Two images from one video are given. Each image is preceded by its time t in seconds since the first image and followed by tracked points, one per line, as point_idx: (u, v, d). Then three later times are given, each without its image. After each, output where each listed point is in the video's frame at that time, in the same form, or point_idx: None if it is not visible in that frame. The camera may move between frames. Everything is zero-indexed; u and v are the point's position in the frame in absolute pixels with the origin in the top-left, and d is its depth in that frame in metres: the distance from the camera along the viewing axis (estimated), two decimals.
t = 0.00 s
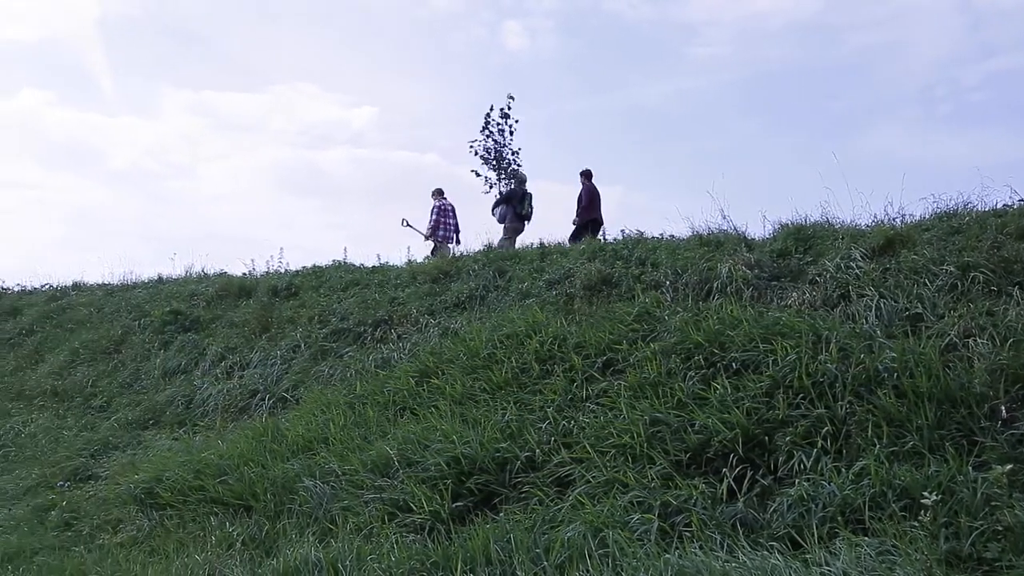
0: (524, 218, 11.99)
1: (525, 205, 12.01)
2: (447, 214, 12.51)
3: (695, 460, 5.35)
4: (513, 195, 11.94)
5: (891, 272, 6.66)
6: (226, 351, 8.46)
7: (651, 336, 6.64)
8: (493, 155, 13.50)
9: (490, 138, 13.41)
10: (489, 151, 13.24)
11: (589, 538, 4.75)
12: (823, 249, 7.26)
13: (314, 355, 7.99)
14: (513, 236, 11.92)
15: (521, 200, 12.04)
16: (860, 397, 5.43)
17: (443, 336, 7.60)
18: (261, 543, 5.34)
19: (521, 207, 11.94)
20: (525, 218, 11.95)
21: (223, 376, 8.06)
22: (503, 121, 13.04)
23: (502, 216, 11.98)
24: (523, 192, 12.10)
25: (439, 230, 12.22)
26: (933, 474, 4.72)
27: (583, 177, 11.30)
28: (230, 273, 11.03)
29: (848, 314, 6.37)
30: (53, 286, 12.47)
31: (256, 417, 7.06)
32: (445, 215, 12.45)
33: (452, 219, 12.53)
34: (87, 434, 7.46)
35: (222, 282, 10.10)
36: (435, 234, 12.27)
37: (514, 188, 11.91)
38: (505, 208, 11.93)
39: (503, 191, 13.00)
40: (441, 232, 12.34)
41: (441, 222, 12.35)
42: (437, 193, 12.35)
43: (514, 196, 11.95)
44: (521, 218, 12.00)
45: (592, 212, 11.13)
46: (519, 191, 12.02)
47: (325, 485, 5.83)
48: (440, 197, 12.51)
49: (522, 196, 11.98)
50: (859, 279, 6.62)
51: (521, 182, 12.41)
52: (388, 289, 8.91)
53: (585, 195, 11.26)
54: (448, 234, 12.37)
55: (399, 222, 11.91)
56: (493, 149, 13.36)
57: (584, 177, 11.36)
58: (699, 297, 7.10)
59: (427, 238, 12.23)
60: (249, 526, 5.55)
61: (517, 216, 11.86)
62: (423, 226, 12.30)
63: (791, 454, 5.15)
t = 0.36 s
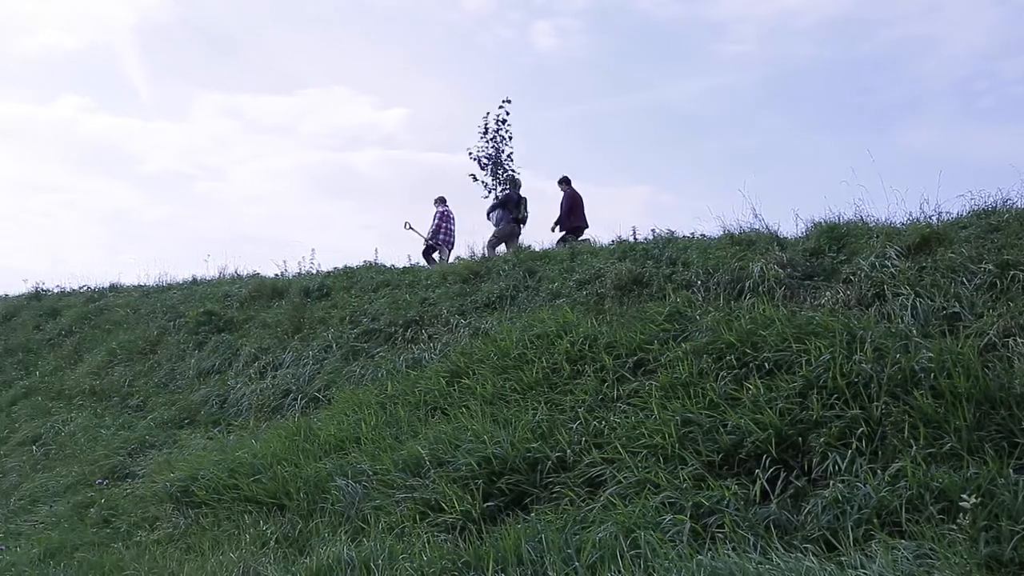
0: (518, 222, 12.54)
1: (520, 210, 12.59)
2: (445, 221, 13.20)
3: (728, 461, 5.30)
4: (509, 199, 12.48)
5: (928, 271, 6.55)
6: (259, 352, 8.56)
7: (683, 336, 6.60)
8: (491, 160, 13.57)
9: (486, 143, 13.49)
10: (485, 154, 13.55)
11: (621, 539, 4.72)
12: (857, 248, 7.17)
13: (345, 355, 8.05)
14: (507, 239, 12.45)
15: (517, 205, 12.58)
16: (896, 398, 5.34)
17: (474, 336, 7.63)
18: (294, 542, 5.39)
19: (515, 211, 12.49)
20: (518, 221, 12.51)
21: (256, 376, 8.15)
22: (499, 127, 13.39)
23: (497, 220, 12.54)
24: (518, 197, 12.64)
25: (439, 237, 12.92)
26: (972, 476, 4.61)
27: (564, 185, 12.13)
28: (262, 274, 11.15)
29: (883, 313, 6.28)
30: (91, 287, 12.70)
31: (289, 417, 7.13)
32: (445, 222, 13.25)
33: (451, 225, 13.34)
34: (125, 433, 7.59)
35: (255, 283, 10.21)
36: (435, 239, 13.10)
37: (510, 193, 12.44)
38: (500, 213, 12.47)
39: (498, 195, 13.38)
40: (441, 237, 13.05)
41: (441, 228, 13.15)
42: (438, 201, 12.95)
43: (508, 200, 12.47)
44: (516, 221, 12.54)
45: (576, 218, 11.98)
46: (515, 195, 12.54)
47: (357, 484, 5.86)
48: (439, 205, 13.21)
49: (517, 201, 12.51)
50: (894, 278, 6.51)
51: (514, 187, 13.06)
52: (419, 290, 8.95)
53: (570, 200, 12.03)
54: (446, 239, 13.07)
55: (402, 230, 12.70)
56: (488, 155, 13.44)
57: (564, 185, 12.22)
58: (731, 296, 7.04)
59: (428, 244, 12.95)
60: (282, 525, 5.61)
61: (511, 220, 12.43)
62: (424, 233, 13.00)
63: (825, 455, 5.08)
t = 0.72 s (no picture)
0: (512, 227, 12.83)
1: (512, 213, 12.86)
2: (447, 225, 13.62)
3: (760, 462, 5.24)
4: (501, 203, 12.79)
5: (964, 269, 6.43)
6: (291, 352, 8.65)
7: (714, 336, 6.55)
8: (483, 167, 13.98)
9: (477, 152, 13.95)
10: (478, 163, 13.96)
11: (652, 540, 4.70)
12: (892, 247, 7.07)
13: (376, 355, 8.10)
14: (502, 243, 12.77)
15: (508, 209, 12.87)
16: (933, 399, 5.25)
17: (504, 336, 7.64)
18: (327, 540, 5.44)
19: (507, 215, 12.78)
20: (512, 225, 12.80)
21: (288, 376, 8.23)
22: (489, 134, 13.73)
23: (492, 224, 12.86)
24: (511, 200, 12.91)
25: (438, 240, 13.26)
26: (1012, 478, 4.49)
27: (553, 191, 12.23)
28: (293, 274, 11.27)
29: (919, 312, 6.18)
30: (127, 288, 12.92)
31: (321, 416, 7.19)
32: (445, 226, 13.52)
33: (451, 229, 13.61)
34: (160, 432, 7.71)
35: (287, 284, 10.31)
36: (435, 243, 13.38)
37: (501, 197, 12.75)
38: (494, 217, 12.81)
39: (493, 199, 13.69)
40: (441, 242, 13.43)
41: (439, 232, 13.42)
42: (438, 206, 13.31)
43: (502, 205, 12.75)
44: (509, 225, 12.85)
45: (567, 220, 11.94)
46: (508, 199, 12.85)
47: (388, 484, 5.90)
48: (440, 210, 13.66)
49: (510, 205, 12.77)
50: (930, 277, 6.41)
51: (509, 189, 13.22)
52: (449, 290, 8.99)
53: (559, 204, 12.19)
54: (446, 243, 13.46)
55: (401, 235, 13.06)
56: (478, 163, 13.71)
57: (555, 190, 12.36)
58: (763, 296, 6.98)
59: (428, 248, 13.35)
60: (315, 524, 5.66)
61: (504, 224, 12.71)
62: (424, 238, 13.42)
63: (860, 456, 5.00)
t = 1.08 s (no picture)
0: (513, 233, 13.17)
1: (512, 220, 13.17)
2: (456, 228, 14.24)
3: (796, 463, 5.17)
4: (501, 211, 13.14)
5: (1007, 267, 6.28)
6: (325, 352, 8.73)
7: (749, 336, 6.49)
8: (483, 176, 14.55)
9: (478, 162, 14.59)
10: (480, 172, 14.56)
11: (687, 541, 4.65)
12: (931, 245, 6.94)
13: (409, 356, 8.15)
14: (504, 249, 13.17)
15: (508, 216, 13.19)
16: (974, 399, 5.13)
17: (536, 336, 7.65)
18: (361, 539, 5.48)
19: (507, 222, 13.14)
20: (513, 232, 13.12)
21: (323, 376, 8.31)
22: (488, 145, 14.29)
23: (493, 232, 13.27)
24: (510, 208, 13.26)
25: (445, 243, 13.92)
26: None
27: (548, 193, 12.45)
28: (328, 276, 11.38)
29: (959, 311, 6.06)
30: (165, 289, 13.16)
31: (355, 416, 7.24)
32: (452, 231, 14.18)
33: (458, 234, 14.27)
34: (198, 431, 7.83)
35: (320, 285, 10.40)
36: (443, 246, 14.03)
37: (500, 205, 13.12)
38: (494, 225, 13.19)
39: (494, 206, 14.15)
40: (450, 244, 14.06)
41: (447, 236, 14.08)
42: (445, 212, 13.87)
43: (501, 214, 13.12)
44: (509, 232, 13.16)
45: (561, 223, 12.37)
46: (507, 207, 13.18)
47: (422, 483, 5.93)
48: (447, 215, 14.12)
49: (509, 212, 13.12)
50: (971, 275, 6.27)
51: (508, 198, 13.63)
52: (481, 291, 9.01)
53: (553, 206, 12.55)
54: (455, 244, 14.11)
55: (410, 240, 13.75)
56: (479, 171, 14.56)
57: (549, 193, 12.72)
58: (798, 295, 6.90)
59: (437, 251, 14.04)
60: (350, 522, 5.71)
61: (504, 232, 13.08)
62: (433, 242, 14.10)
63: (899, 458, 4.91)
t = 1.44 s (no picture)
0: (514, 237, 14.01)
1: (513, 226, 13.99)
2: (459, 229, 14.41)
3: (834, 464, 5.09)
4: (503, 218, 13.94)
5: None
6: (359, 352, 8.81)
7: (785, 336, 6.42)
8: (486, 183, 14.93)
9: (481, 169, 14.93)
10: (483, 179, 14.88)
11: (722, 543, 4.60)
12: (972, 242, 6.81)
13: (443, 356, 8.19)
14: (506, 253, 14.04)
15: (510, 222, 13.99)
16: (1019, 400, 5.00)
17: (570, 336, 7.64)
18: (396, 538, 5.51)
19: (508, 228, 13.94)
20: (514, 238, 13.95)
21: (357, 376, 8.39)
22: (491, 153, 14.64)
23: (494, 236, 14.07)
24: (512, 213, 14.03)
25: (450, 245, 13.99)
26: None
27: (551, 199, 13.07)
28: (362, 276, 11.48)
29: (1002, 310, 5.92)
30: (203, 290, 13.38)
31: (389, 416, 7.29)
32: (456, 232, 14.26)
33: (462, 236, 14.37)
34: (235, 431, 7.94)
35: (355, 285, 10.49)
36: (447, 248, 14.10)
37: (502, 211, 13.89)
38: (495, 229, 13.98)
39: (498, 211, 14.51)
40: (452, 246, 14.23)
41: (452, 237, 14.17)
42: (448, 212, 13.98)
43: (503, 219, 13.90)
44: (510, 237, 13.99)
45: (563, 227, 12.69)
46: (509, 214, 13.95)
47: (457, 483, 5.95)
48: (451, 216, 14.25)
49: (510, 218, 13.91)
50: (1014, 274, 6.14)
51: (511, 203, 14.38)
52: (514, 291, 9.03)
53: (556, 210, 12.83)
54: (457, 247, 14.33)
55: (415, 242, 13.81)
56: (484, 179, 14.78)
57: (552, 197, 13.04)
58: (835, 294, 6.82)
59: (440, 252, 14.15)
60: (385, 521, 5.75)
61: (506, 237, 13.91)
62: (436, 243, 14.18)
63: (940, 460, 4.80)
